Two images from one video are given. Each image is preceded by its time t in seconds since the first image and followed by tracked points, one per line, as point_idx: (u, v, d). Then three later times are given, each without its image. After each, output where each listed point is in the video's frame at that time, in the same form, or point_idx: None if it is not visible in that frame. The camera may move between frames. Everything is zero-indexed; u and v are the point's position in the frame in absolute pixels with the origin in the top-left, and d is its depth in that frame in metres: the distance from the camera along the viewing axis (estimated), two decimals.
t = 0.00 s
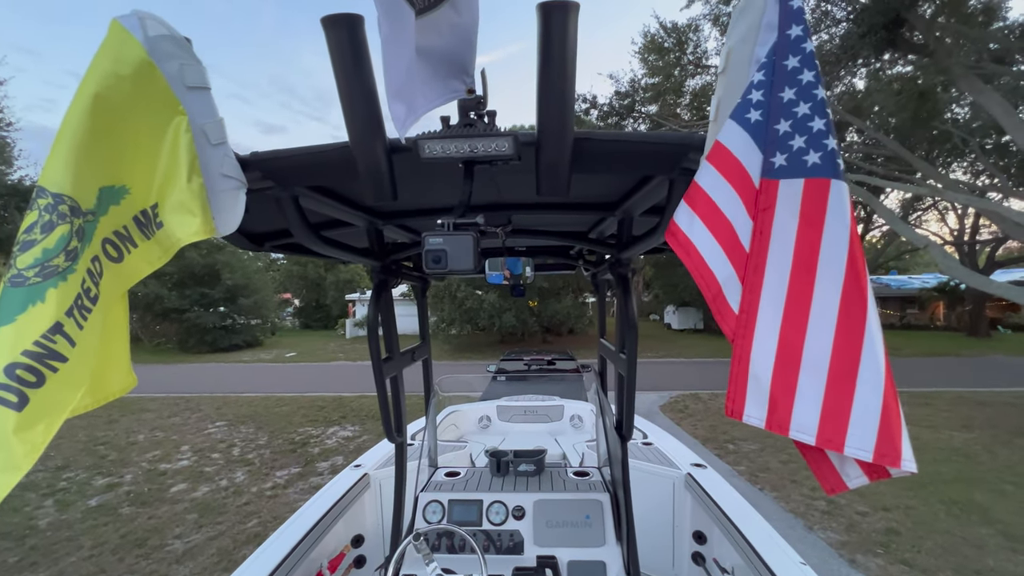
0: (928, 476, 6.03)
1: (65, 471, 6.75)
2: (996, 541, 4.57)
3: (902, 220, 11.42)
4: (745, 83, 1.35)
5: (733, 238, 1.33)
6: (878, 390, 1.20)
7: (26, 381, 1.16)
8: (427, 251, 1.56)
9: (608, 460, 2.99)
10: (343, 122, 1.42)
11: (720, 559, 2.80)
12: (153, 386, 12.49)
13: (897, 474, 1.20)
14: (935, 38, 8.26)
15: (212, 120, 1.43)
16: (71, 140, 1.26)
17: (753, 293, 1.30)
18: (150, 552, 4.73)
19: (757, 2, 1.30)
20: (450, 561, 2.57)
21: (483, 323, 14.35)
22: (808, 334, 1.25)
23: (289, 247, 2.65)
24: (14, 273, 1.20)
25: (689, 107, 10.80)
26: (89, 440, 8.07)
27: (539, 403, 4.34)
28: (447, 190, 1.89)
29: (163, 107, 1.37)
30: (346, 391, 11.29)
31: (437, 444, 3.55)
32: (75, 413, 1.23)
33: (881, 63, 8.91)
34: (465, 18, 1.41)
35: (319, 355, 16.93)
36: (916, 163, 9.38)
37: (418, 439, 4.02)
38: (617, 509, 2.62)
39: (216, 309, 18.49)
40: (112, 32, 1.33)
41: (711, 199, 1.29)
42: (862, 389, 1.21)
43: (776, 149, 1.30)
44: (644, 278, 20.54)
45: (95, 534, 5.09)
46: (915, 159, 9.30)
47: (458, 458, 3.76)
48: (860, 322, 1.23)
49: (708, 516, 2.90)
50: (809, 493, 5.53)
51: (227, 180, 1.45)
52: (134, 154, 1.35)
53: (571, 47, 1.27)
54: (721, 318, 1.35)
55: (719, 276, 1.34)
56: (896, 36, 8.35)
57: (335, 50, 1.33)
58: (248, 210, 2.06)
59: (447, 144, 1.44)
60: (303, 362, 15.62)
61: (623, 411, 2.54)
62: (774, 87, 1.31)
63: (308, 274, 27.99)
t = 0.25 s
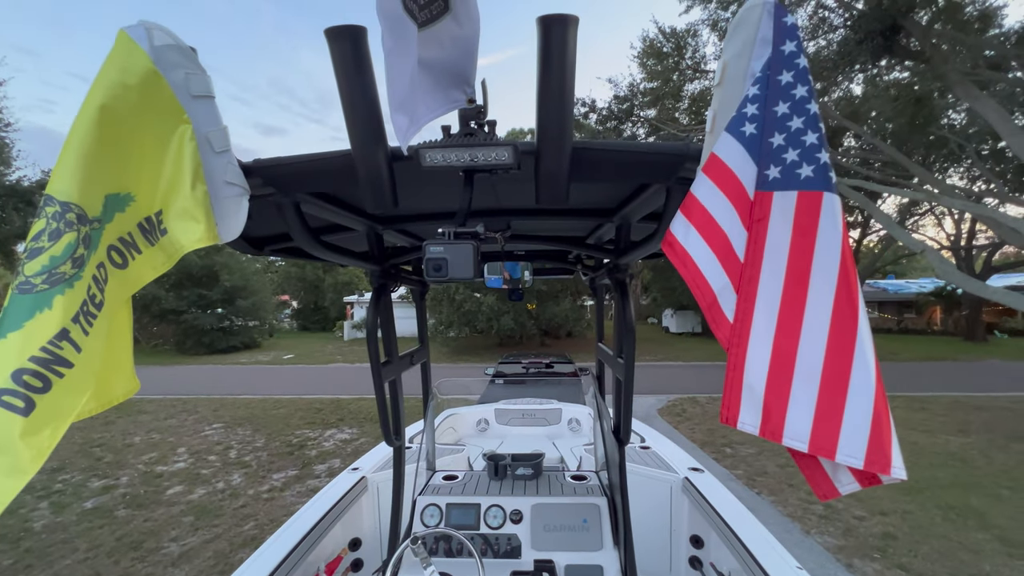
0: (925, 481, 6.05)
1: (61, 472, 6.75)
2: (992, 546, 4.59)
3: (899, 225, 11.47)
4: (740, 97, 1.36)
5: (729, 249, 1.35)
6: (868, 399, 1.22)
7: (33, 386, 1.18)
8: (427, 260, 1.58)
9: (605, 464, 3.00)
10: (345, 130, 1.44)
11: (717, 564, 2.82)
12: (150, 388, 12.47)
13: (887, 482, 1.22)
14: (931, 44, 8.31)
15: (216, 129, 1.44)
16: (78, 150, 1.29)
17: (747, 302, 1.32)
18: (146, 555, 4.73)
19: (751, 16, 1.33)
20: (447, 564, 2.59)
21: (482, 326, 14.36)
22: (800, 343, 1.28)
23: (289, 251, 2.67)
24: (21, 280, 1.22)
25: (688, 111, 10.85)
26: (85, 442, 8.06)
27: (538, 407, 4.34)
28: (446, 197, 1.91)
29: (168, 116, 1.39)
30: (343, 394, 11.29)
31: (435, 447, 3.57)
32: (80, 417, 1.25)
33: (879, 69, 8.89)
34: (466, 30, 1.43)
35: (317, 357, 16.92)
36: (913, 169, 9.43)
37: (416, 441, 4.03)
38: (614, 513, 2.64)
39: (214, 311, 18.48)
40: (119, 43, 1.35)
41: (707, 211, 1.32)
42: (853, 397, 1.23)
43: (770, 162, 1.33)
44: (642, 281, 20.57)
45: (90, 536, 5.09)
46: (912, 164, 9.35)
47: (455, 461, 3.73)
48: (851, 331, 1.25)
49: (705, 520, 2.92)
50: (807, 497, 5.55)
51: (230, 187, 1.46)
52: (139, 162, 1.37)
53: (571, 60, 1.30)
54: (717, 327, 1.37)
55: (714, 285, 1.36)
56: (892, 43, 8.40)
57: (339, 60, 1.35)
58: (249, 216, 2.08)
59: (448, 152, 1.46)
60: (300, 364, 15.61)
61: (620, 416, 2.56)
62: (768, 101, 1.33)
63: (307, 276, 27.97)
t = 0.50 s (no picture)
0: (923, 485, 6.05)
1: (57, 472, 6.74)
2: (990, 552, 4.60)
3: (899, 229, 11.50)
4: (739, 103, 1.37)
5: (728, 255, 1.35)
6: (866, 405, 1.23)
7: (33, 387, 1.18)
8: (428, 263, 1.59)
9: (604, 467, 3.01)
10: (347, 134, 1.45)
11: (715, 567, 2.83)
12: (148, 388, 12.45)
13: (884, 488, 1.22)
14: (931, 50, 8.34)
15: (218, 131, 1.43)
16: (81, 152, 1.30)
17: (745, 308, 1.33)
18: (142, 555, 4.73)
19: (751, 24, 1.34)
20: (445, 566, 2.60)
21: (481, 327, 14.36)
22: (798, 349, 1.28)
23: (289, 253, 2.68)
24: (24, 281, 1.23)
25: (688, 114, 10.87)
26: (82, 441, 8.05)
27: (535, 409, 4.26)
28: (447, 200, 1.91)
29: (171, 118, 1.39)
30: (342, 395, 11.28)
31: (433, 449, 3.58)
32: (81, 419, 1.25)
33: (877, 74, 8.91)
34: (468, 35, 1.44)
35: (315, 358, 16.90)
36: (912, 173, 9.46)
37: (414, 443, 4.04)
38: (612, 516, 2.64)
39: (213, 311, 18.47)
40: (124, 45, 1.36)
41: (705, 217, 1.33)
42: (851, 404, 1.24)
43: (769, 169, 1.34)
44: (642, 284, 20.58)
45: (87, 537, 5.08)
46: (911, 169, 9.38)
47: (453, 464, 3.76)
48: (849, 338, 1.26)
49: (703, 524, 2.92)
50: (804, 501, 5.55)
51: (232, 189, 1.44)
52: (141, 164, 1.38)
53: (572, 66, 1.31)
54: (715, 332, 1.39)
55: (713, 291, 1.37)
56: (892, 48, 8.42)
57: (341, 64, 1.36)
58: (250, 218, 2.09)
59: (449, 156, 1.47)
60: (298, 365, 15.59)
61: (619, 419, 2.56)
62: (766, 108, 1.34)
63: (306, 276, 27.96)
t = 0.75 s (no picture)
0: (924, 487, 6.05)
1: (58, 470, 6.75)
2: (991, 554, 4.59)
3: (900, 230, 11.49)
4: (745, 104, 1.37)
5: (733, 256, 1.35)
6: (873, 408, 1.23)
7: (39, 387, 1.18)
8: (431, 264, 1.58)
9: (605, 467, 3.00)
10: (351, 133, 1.45)
11: (716, 568, 2.83)
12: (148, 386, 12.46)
13: (890, 490, 1.22)
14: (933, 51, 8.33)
15: (222, 130, 1.43)
16: (86, 152, 1.30)
17: (752, 309, 1.33)
18: (143, 554, 4.73)
19: (757, 25, 1.34)
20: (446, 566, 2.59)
21: (481, 327, 14.36)
22: (804, 351, 1.28)
23: (291, 252, 2.68)
24: (29, 281, 1.23)
25: (689, 115, 10.87)
26: (83, 440, 8.06)
27: (537, 410, 4.25)
28: (451, 200, 1.91)
29: (175, 117, 1.39)
30: (342, 394, 11.28)
31: (434, 449, 3.57)
32: (85, 418, 1.25)
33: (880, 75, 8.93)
34: (472, 34, 1.44)
35: (316, 357, 16.91)
36: (914, 174, 9.45)
37: (415, 443, 4.04)
38: (613, 516, 2.64)
39: (214, 310, 18.49)
40: (129, 45, 1.36)
41: (712, 218, 1.33)
42: (857, 406, 1.24)
43: (775, 170, 1.34)
44: (643, 284, 20.56)
45: (87, 535, 5.08)
46: (913, 170, 9.37)
47: (454, 464, 3.75)
48: (855, 341, 1.26)
49: (704, 525, 2.91)
50: (805, 503, 5.55)
51: (236, 189, 1.44)
52: (146, 163, 1.37)
53: (577, 67, 1.31)
54: (720, 333, 1.38)
55: (719, 292, 1.36)
56: (894, 49, 8.40)
57: (346, 64, 1.36)
58: (253, 218, 2.09)
59: (454, 156, 1.46)
60: (299, 364, 15.60)
61: (621, 420, 2.56)
62: (773, 109, 1.34)
63: (307, 275, 27.97)
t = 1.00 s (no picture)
0: (925, 488, 6.02)
1: (58, 469, 6.74)
2: (993, 555, 4.57)
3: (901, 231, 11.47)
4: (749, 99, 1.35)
5: (737, 254, 1.33)
6: (878, 407, 1.21)
7: (31, 383, 1.17)
8: (430, 261, 1.57)
9: (605, 467, 2.98)
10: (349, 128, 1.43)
11: (716, 569, 2.81)
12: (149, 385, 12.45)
13: (896, 491, 1.21)
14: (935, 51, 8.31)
15: (219, 126, 1.42)
16: (81, 146, 1.28)
17: (754, 308, 1.31)
18: (142, 553, 4.71)
19: (760, 19, 1.32)
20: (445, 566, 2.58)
21: (482, 327, 14.35)
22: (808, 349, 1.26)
23: (290, 250, 2.66)
24: (21, 276, 1.21)
25: (691, 115, 10.86)
26: (83, 438, 8.05)
27: (537, 410, 4.23)
28: (451, 197, 1.89)
29: (171, 112, 1.37)
30: (343, 393, 11.27)
31: (434, 449, 3.55)
32: (78, 415, 1.24)
33: (882, 75, 8.93)
34: (472, 29, 1.43)
35: (317, 356, 16.90)
36: (915, 175, 9.43)
37: (415, 442, 4.02)
38: (613, 517, 2.62)
39: (214, 309, 18.48)
40: (124, 38, 1.34)
41: (714, 215, 1.31)
42: (862, 406, 1.22)
43: (779, 165, 1.32)
44: (644, 284, 20.53)
45: (87, 534, 5.07)
46: (914, 171, 9.34)
47: (453, 463, 3.73)
48: (860, 340, 1.24)
49: (704, 525, 2.89)
50: (806, 503, 5.53)
51: (233, 184, 1.44)
52: (141, 158, 1.36)
53: (578, 62, 1.29)
54: (723, 331, 1.36)
55: (722, 290, 1.34)
56: (896, 49, 8.38)
57: (344, 58, 1.34)
58: (252, 215, 2.07)
59: (453, 153, 1.45)
60: (300, 363, 15.59)
61: (621, 420, 2.54)
62: (777, 104, 1.32)
63: (307, 274, 27.96)
